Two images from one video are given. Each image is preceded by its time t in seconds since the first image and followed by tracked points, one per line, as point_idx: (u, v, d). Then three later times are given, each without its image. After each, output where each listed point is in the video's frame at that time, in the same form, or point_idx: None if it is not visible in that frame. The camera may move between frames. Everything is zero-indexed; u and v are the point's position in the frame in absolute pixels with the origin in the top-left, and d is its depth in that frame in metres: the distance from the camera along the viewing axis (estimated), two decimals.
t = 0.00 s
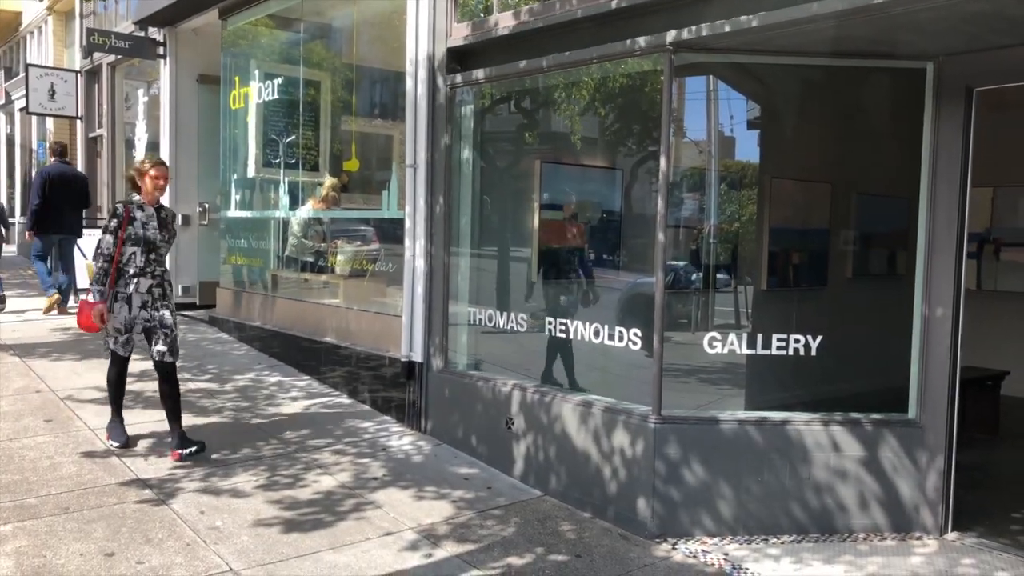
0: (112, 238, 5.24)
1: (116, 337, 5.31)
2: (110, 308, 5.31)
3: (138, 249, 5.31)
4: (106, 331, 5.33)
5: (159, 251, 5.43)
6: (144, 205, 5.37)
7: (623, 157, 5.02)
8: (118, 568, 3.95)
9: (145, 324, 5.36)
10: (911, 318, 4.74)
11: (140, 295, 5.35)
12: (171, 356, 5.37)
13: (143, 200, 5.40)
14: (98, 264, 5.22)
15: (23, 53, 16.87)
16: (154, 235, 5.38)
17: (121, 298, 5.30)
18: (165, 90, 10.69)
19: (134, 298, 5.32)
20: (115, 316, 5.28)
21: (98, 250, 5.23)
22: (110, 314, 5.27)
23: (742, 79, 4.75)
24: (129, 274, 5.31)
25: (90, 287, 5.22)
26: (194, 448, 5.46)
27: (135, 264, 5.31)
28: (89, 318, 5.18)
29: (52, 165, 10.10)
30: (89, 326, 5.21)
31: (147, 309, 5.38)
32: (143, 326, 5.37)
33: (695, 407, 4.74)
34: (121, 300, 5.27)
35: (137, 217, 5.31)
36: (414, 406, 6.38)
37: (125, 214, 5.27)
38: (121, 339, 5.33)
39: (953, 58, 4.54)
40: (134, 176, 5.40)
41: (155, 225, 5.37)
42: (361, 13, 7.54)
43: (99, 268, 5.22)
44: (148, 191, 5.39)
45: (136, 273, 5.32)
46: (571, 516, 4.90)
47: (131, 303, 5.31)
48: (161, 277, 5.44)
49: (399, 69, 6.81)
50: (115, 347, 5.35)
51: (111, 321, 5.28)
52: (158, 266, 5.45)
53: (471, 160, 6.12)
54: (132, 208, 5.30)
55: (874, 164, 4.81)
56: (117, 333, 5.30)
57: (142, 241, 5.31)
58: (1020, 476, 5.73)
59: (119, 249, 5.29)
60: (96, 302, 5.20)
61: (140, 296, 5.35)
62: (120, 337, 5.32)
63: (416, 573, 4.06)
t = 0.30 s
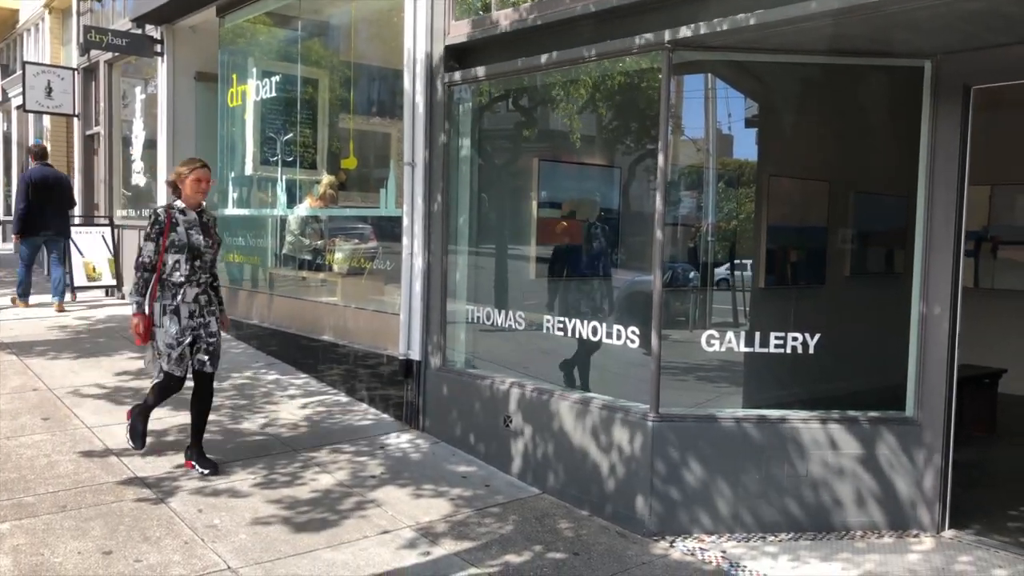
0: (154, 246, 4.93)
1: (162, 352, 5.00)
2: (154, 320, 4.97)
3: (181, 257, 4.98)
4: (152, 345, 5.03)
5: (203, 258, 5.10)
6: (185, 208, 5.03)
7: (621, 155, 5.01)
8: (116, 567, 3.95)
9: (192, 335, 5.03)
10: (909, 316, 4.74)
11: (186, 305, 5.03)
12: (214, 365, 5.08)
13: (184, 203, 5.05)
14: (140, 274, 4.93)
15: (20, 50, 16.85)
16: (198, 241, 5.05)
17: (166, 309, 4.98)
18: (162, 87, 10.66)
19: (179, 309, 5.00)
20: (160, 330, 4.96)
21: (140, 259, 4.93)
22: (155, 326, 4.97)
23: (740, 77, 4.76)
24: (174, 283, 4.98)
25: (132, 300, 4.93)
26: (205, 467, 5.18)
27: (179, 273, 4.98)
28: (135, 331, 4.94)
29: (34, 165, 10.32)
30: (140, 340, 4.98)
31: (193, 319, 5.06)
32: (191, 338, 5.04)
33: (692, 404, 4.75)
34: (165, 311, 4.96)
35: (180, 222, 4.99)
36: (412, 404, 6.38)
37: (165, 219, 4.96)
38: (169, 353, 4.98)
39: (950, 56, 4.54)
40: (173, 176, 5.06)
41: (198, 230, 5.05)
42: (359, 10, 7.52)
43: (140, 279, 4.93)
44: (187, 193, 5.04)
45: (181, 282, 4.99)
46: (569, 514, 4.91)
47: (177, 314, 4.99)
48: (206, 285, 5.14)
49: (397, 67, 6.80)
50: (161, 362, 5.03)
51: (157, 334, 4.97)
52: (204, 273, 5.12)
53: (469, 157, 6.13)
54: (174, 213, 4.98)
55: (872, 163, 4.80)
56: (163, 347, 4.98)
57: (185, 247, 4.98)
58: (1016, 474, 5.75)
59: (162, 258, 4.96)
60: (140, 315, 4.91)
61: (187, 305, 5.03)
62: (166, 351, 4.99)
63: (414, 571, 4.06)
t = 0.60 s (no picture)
0: (190, 256, 4.70)
1: (207, 365, 4.77)
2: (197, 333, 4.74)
3: (219, 266, 4.73)
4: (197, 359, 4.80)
5: (241, 267, 4.86)
6: (219, 214, 4.80)
7: (618, 154, 5.01)
8: (110, 566, 3.94)
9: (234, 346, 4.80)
10: (903, 315, 4.74)
11: (226, 316, 4.79)
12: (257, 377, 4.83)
13: (219, 209, 4.83)
14: (178, 287, 4.69)
15: (14, 49, 16.81)
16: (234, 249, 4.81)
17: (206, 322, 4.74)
18: (157, 86, 10.63)
19: (221, 320, 4.77)
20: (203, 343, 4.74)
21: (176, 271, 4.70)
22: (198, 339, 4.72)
23: (736, 76, 4.76)
24: (214, 295, 4.73)
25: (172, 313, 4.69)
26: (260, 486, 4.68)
27: (217, 283, 4.74)
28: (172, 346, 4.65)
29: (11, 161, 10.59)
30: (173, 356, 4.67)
31: (234, 330, 4.84)
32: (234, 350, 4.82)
33: (688, 402, 4.75)
34: (206, 323, 4.72)
35: (215, 230, 4.76)
36: (408, 402, 6.37)
37: (200, 228, 4.73)
38: (215, 367, 4.75)
39: (944, 55, 4.53)
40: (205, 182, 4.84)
41: (233, 238, 4.81)
42: (355, 8, 7.50)
43: (178, 291, 4.69)
44: (220, 198, 4.81)
45: (220, 293, 4.75)
46: (565, 512, 4.91)
47: (218, 326, 4.76)
48: (244, 295, 4.90)
49: (393, 65, 6.79)
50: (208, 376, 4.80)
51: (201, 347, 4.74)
52: (243, 282, 4.89)
53: (465, 155, 6.11)
54: (208, 221, 4.76)
55: (868, 162, 4.83)
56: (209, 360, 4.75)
57: (221, 256, 4.74)
58: (1010, 471, 5.77)
59: (199, 269, 4.72)
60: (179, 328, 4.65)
61: (227, 317, 4.80)
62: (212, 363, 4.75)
63: (410, 570, 4.06)
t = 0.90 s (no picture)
0: (227, 255, 4.37)
1: (238, 372, 4.42)
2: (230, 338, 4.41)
3: (257, 266, 4.41)
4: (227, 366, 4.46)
5: (279, 269, 4.54)
6: (257, 211, 4.51)
7: (603, 150, 5.02)
8: (92, 563, 3.92)
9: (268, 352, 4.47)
10: (885, 310, 4.79)
11: (261, 319, 4.47)
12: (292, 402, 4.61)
13: (256, 206, 4.55)
14: (213, 287, 4.36)
15: None
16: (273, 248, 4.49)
17: (240, 325, 4.42)
18: (140, 81, 10.55)
19: (255, 324, 4.44)
20: (236, 348, 4.41)
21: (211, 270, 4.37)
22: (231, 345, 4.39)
23: (720, 73, 4.78)
24: (250, 296, 4.41)
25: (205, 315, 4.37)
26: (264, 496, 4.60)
27: (254, 284, 4.42)
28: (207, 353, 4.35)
29: None
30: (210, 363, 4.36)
31: (268, 335, 4.52)
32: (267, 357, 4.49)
33: (672, 398, 4.78)
34: (240, 327, 4.40)
35: (254, 228, 4.44)
36: (392, 399, 6.37)
37: (238, 224, 4.40)
38: (244, 375, 4.42)
39: (926, 52, 4.59)
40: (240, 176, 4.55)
41: (272, 236, 4.50)
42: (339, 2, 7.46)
43: (213, 292, 4.36)
44: (259, 194, 4.54)
45: (257, 295, 4.43)
46: (549, 508, 4.92)
47: (252, 329, 4.44)
48: (281, 298, 4.58)
49: (377, 60, 6.77)
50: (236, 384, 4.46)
51: (232, 353, 4.40)
52: (280, 284, 4.56)
53: (451, 152, 6.11)
54: (246, 218, 4.44)
55: (850, 159, 4.85)
56: (239, 367, 4.42)
57: (260, 255, 4.41)
58: (990, 465, 5.84)
59: (236, 268, 4.39)
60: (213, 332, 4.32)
61: (262, 321, 4.48)
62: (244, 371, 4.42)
63: (394, 566, 4.06)
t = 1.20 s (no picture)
0: (269, 273, 4.11)
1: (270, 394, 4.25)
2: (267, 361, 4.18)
3: (301, 285, 4.18)
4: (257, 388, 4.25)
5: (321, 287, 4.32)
6: (299, 226, 4.26)
7: (585, 147, 5.02)
8: (69, 563, 3.88)
9: (305, 376, 4.28)
10: (862, 307, 4.84)
11: (301, 341, 4.24)
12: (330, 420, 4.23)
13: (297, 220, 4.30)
14: (254, 307, 4.10)
15: None
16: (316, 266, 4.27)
17: (279, 347, 4.20)
18: (117, 76, 10.45)
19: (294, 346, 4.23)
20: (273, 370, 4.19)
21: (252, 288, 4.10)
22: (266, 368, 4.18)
23: (699, 70, 4.80)
24: (291, 317, 4.19)
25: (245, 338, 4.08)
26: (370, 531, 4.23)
27: (297, 305, 4.19)
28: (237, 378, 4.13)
29: None
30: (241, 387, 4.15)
31: (309, 357, 4.28)
32: (301, 380, 4.30)
33: (652, 394, 4.80)
34: (280, 350, 4.18)
35: (297, 245, 4.20)
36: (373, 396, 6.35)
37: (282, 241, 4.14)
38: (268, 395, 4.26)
39: (902, 52, 4.64)
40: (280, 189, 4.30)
41: (315, 253, 4.27)
42: None
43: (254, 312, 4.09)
44: (300, 208, 4.30)
45: (300, 315, 4.20)
46: (529, 504, 4.93)
47: (290, 352, 4.22)
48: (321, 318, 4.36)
49: (357, 55, 6.74)
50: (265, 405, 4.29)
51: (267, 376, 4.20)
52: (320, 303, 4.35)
53: (431, 148, 6.09)
54: (289, 234, 4.18)
55: (829, 156, 4.87)
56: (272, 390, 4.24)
57: (304, 274, 4.19)
58: (965, 459, 5.91)
59: (277, 287, 4.15)
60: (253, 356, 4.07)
61: (302, 342, 4.25)
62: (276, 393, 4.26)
63: (374, 563, 4.06)
